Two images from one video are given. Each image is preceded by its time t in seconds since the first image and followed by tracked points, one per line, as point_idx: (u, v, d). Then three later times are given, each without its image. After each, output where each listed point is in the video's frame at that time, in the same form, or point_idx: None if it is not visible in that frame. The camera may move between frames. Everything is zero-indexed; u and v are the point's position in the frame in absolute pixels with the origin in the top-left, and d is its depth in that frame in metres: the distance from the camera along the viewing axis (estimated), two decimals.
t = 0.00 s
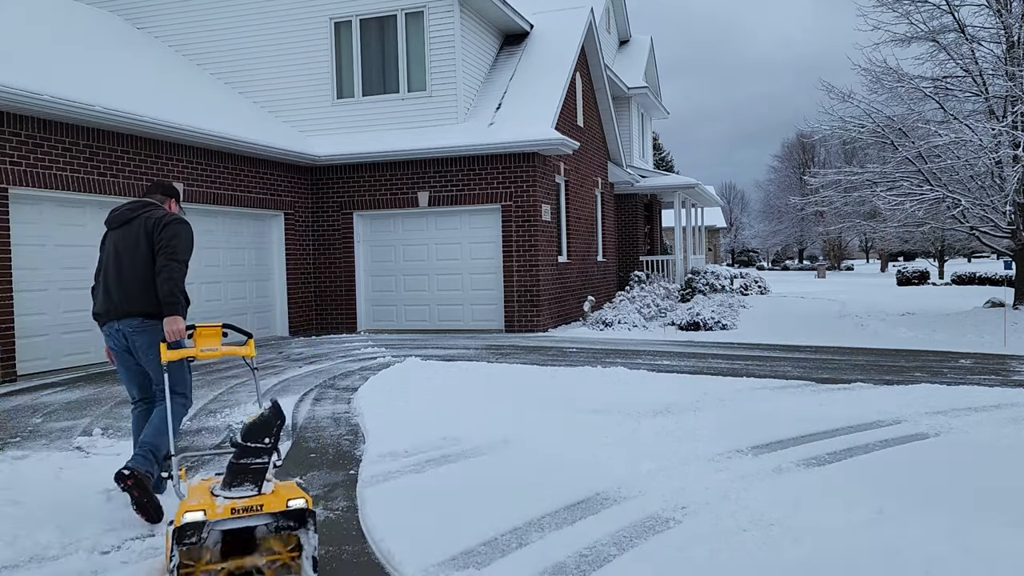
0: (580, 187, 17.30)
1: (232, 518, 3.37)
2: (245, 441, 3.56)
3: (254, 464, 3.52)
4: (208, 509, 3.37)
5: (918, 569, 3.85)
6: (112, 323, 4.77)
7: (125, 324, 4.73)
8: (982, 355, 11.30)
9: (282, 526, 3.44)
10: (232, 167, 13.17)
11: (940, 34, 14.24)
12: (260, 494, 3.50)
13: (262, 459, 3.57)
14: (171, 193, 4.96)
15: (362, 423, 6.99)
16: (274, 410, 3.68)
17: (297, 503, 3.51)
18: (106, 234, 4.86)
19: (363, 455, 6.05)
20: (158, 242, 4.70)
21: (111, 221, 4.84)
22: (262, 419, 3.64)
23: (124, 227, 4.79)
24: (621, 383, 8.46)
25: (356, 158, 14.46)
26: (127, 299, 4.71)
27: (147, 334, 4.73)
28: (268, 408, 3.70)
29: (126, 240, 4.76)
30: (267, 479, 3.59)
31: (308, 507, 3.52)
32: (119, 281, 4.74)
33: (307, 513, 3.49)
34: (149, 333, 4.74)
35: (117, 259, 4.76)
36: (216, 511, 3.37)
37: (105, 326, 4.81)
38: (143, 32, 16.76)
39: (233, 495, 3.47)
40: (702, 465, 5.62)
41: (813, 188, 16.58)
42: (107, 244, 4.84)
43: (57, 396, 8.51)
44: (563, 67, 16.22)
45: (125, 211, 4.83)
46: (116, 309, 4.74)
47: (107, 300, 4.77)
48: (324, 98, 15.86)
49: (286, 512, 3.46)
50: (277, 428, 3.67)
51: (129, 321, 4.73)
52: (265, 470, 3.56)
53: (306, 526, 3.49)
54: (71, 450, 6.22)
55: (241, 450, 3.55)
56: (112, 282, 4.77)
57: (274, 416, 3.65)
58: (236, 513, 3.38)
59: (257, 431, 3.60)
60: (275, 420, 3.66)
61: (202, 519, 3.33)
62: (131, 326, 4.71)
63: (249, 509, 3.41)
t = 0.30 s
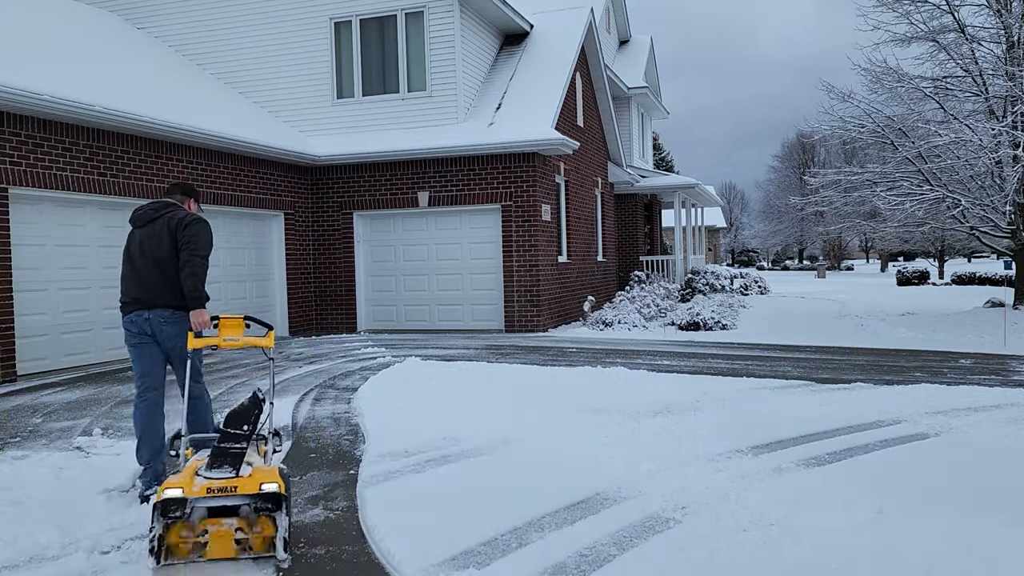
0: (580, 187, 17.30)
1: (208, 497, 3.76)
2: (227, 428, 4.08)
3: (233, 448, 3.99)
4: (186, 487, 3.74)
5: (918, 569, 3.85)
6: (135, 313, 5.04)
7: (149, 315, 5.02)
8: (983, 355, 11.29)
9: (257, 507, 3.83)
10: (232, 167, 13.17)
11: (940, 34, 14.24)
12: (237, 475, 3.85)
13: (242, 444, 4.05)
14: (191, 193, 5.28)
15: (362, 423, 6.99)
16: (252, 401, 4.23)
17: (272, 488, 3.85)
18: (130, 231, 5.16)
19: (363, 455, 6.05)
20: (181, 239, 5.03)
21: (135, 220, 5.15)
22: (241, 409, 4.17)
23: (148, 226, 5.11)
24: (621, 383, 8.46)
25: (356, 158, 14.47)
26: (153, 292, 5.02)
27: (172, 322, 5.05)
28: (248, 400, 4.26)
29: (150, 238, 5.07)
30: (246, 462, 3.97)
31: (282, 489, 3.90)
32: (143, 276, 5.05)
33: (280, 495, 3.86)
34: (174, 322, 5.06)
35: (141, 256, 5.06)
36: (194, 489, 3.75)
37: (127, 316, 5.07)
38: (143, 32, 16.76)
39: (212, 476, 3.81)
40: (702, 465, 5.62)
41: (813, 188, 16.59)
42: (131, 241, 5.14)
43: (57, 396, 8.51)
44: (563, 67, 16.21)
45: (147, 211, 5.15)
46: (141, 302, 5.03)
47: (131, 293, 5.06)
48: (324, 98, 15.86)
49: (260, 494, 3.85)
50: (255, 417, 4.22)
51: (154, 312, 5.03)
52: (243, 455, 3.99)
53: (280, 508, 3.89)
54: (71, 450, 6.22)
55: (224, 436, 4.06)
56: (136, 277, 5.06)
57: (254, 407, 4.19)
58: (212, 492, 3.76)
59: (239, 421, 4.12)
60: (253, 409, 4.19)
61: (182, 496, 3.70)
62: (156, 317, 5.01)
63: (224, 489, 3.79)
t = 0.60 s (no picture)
0: (580, 187, 17.30)
1: (210, 474, 4.16)
2: (228, 411, 4.38)
3: (234, 430, 4.32)
4: (189, 464, 4.15)
5: (918, 569, 3.85)
6: (164, 308, 5.62)
7: (177, 310, 5.59)
8: (983, 355, 11.29)
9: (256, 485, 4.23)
10: (232, 167, 13.17)
11: (940, 34, 14.24)
12: (237, 455, 4.23)
13: (242, 426, 4.36)
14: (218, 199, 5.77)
15: (362, 424, 6.98)
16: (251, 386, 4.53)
17: (268, 467, 4.23)
18: (162, 232, 5.69)
19: (363, 455, 6.05)
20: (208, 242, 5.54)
21: (166, 222, 5.68)
22: (241, 393, 4.45)
23: (178, 229, 5.63)
24: (620, 383, 8.46)
25: (356, 158, 14.47)
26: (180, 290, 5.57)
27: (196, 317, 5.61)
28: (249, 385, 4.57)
29: (179, 241, 5.58)
30: (245, 443, 4.33)
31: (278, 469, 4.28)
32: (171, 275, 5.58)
33: (276, 475, 4.23)
34: (197, 317, 5.61)
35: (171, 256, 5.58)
36: (196, 465, 4.16)
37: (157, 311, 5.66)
38: (143, 32, 16.76)
39: (213, 455, 4.20)
40: (702, 465, 5.62)
41: (813, 188, 16.58)
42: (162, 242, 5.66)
43: (58, 396, 8.51)
44: (563, 67, 16.21)
45: (179, 215, 5.67)
46: (168, 298, 5.59)
47: (160, 289, 5.62)
48: (324, 98, 15.86)
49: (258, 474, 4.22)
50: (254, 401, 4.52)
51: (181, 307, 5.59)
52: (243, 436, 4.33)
53: (276, 486, 4.30)
54: (70, 450, 6.22)
55: (225, 418, 4.37)
56: (164, 274, 5.60)
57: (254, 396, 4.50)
58: (212, 470, 4.15)
59: (239, 404, 4.41)
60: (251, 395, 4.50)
61: (187, 473, 4.13)
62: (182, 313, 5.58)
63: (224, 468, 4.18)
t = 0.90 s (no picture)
0: (580, 187, 17.31)
1: (217, 456, 4.47)
2: (232, 399, 4.65)
3: (238, 417, 4.60)
4: (199, 448, 4.46)
5: (918, 569, 3.85)
6: (182, 308, 6.01)
7: (194, 308, 5.98)
8: (983, 355, 11.29)
9: (260, 467, 4.53)
10: (232, 167, 13.17)
11: (940, 34, 14.24)
12: (241, 439, 4.52)
13: (246, 413, 4.65)
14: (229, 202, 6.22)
15: (362, 423, 6.99)
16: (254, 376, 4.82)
17: (270, 450, 4.53)
18: (178, 237, 6.10)
19: (363, 455, 6.05)
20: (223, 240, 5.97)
21: (181, 227, 6.12)
22: (245, 383, 4.72)
23: (193, 231, 6.06)
24: (620, 383, 8.46)
25: (356, 158, 14.47)
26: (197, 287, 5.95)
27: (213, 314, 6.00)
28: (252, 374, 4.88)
29: (194, 242, 6.01)
30: (249, 429, 4.62)
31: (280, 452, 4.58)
32: (188, 274, 5.98)
33: (278, 457, 4.54)
34: (214, 313, 5.99)
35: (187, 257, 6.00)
36: (205, 449, 4.47)
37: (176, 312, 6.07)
38: (143, 32, 16.76)
39: (220, 439, 4.50)
40: (702, 465, 5.62)
41: (813, 188, 16.58)
42: (179, 245, 6.10)
43: (58, 396, 8.51)
44: (563, 67, 16.21)
45: (193, 218, 6.11)
46: (187, 296, 5.97)
47: (177, 291, 6.01)
48: (324, 98, 15.86)
49: (261, 456, 4.54)
50: (258, 390, 4.80)
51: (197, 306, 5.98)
52: (248, 422, 4.63)
53: (279, 468, 4.60)
54: (70, 450, 6.22)
55: (231, 406, 4.65)
56: (182, 274, 5.99)
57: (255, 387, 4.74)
58: (219, 453, 4.46)
59: (242, 393, 4.67)
60: (254, 384, 4.76)
61: (195, 456, 4.45)
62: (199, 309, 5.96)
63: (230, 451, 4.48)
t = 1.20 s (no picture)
0: (580, 187, 17.31)
1: (230, 442, 4.95)
2: (244, 388, 5.08)
3: (249, 405, 5.07)
4: (212, 434, 4.91)
5: (918, 569, 3.85)
6: (189, 301, 6.28)
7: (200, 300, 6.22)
8: (983, 355, 11.29)
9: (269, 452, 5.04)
10: (232, 167, 13.17)
11: (940, 34, 14.25)
12: (251, 426, 5.00)
13: (255, 401, 5.10)
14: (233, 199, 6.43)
15: (362, 424, 6.99)
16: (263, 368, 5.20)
17: (279, 437, 5.04)
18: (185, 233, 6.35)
19: (363, 455, 6.05)
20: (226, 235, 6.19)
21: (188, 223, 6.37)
22: (256, 374, 5.12)
23: (197, 227, 6.30)
24: (620, 384, 8.46)
25: (356, 158, 14.47)
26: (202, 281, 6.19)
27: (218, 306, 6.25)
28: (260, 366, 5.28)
29: (200, 238, 6.24)
30: (258, 416, 5.10)
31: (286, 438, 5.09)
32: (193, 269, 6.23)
33: (285, 443, 5.06)
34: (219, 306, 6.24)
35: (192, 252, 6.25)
36: (218, 435, 4.93)
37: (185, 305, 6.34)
38: (143, 32, 16.76)
39: (232, 426, 4.98)
40: (702, 465, 5.62)
41: (813, 188, 16.58)
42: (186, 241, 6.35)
43: (58, 396, 8.52)
44: (563, 67, 16.21)
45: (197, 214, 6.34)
46: (193, 289, 6.23)
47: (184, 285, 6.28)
48: (324, 98, 15.86)
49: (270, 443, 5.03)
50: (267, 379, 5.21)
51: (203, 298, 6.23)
52: (256, 410, 5.10)
53: (286, 452, 5.12)
54: (70, 449, 6.23)
55: (241, 395, 5.09)
56: (187, 268, 6.26)
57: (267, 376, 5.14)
58: (232, 439, 4.94)
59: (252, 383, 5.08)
60: (264, 374, 5.16)
61: (209, 441, 4.89)
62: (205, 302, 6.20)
63: (242, 437, 4.97)
